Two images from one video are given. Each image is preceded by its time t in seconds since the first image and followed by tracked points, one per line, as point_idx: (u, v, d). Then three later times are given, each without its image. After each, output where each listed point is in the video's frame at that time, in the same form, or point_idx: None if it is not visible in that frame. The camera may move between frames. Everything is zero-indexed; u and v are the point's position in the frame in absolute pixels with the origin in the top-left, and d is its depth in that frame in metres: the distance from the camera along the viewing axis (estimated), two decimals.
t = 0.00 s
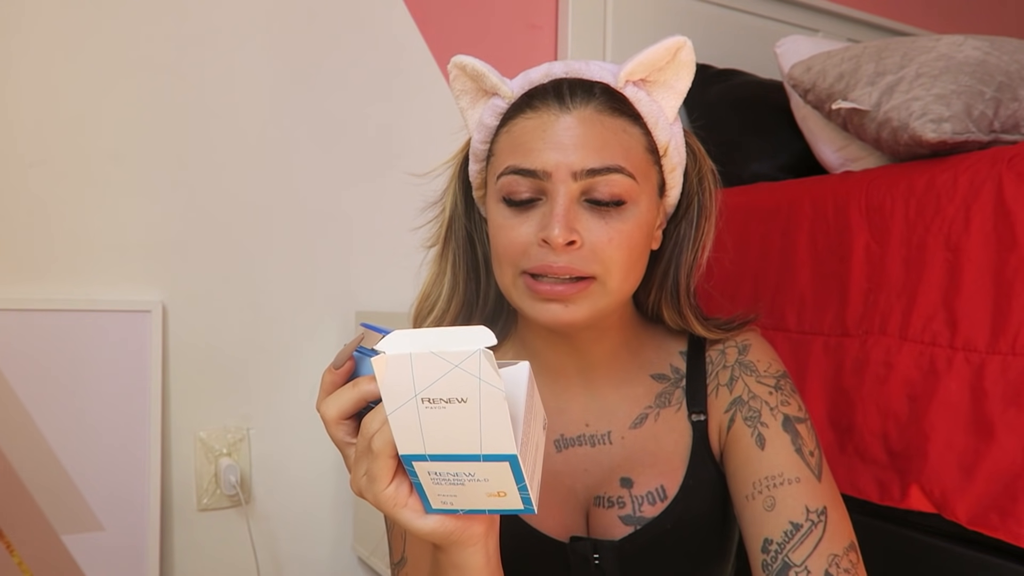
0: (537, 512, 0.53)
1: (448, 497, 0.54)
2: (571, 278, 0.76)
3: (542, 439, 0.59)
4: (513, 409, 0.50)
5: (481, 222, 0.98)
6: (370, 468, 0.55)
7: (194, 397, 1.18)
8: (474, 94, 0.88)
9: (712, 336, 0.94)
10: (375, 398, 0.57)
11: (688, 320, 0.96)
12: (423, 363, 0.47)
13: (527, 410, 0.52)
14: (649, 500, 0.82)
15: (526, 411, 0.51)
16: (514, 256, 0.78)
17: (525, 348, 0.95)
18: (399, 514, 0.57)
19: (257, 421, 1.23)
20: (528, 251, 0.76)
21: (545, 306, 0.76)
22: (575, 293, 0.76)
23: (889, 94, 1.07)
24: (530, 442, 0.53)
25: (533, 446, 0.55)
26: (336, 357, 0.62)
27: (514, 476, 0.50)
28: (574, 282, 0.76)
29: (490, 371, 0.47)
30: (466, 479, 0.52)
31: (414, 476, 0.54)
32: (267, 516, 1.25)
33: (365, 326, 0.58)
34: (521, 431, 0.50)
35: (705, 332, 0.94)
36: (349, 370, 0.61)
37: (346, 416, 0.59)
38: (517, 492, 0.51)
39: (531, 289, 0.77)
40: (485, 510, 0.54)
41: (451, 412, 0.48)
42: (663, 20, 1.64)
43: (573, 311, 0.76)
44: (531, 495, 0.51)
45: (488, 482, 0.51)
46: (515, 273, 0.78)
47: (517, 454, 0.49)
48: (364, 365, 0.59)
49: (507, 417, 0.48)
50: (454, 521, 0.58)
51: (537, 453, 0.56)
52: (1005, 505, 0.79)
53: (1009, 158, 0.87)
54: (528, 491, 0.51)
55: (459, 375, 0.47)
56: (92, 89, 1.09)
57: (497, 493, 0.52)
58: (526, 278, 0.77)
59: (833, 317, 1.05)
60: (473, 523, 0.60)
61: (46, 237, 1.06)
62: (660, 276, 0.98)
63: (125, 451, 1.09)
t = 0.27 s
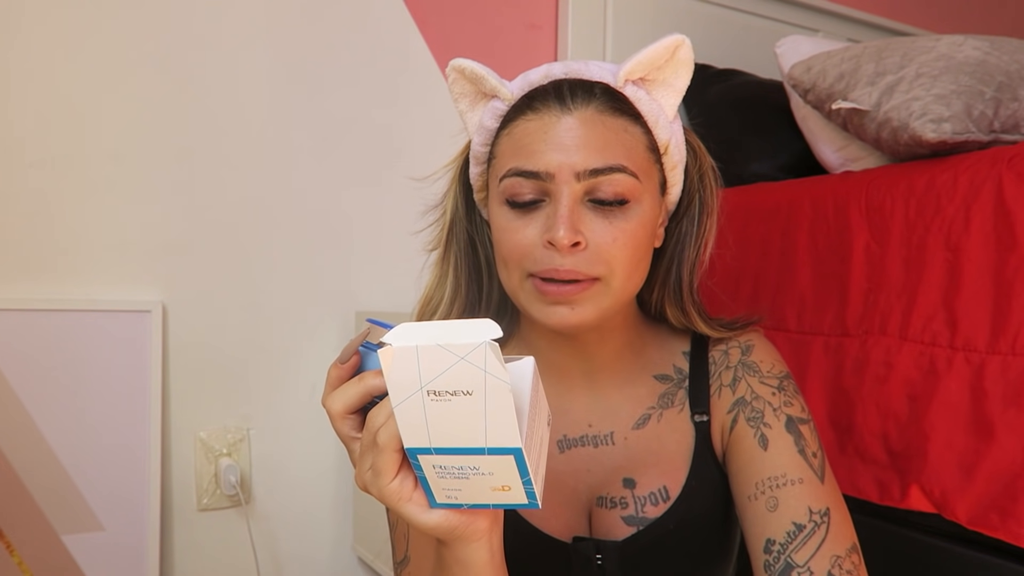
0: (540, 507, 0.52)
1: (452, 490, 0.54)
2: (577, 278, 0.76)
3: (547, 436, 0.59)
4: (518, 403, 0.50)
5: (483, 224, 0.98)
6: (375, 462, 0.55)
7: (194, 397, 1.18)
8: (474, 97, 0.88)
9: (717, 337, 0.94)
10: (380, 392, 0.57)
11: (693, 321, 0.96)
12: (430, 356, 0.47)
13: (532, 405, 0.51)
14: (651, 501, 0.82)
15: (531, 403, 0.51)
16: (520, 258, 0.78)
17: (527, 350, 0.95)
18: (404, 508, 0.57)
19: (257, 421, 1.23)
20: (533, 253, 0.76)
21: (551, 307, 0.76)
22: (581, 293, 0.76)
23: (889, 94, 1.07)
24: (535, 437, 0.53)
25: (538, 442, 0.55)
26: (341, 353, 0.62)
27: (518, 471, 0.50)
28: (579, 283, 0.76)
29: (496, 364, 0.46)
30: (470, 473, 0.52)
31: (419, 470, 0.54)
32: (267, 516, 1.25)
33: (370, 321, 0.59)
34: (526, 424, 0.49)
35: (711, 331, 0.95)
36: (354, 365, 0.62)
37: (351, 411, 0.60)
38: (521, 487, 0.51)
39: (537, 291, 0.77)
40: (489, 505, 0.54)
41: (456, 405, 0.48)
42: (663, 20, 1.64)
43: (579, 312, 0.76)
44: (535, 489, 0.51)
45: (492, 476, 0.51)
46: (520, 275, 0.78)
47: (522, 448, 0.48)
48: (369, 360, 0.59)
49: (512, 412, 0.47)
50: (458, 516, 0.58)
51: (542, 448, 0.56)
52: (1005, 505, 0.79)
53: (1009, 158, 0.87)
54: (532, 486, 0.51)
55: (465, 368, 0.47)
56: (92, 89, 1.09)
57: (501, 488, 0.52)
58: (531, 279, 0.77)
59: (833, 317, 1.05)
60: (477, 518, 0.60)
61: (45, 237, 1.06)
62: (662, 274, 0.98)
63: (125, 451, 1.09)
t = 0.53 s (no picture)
0: (542, 504, 0.53)
1: (454, 487, 0.54)
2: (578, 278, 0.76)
3: (549, 434, 0.59)
4: (521, 401, 0.50)
5: (483, 224, 0.98)
6: (377, 458, 0.55)
7: (194, 397, 1.18)
8: (474, 98, 0.88)
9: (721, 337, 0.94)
10: (382, 389, 0.57)
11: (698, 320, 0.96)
12: (433, 353, 0.47)
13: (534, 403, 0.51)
14: (653, 502, 0.82)
15: (534, 401, 0.51)
16: (520, 259, 0.78)
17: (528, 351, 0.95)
18: (406, 505, 0.57)
19: (257, 421, 1.23)
20: (533, 254, 0.76)
21: (553, 307, 0.76)
22: (582, 293, 0.76)
23: (889, 94, 1.07)
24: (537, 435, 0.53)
25: (540, 440, 0.55)
26: (344, 350, 0.63)
27: (521, 468, 0.50)
28: (580, 283, 0.76)
29: (499, 360, 0.46)
30: (472, 470, 0.52)
31: (421, 467, 0.54)
32: (267, 516, 1.25)
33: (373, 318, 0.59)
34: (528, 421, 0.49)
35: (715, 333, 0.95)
36: (358, 362, 0.62)
37: (354, 408, 0.60)
38: (523, 484, 0.51)
39: (538, 292, 0.77)
40: (491, 502, 0.54)
41: (458, 402, 0.48)
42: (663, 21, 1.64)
43: (580, 312, 0.76)
44: (537, 486, 0.51)
45: (494, 473, 0.51)
46: (521, 275, 0.78)
47: (524, 444, 0.48)
48: (372, 357, 0.59)
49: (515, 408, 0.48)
50: (459, 513, 0.59)
51: (544, 445, 0.56)
52: (1005, 505, 0.79)
53: (1009, 158, 0.87)
54: (535, 483, 0.51)
55: (468, 365, 0.47)
56: (91, 89, 1.09)
57: (503, 485, 0.52)
58: (532, 280, 0.77)
59: (833, 317, 1.05)
60: (478, 515, 0.60)
61: (45, 237, 1.06)
62: (665, 272, 0.98)
63: (124, 451, 1.09)
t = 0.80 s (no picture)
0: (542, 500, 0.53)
1: (455, 483, 0.54)
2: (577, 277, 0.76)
3: (550, 430, 0.59)
4: (521, 395, 0.50)
5: (484, 224, 0.98)
6: (378, 454, 0.55)
7: (194, 397, 1.18)
8: (473, 99, 0.88)
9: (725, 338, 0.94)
10: (383, 385, 0.57)
11: (700, 320, 0.96)
12: (434, 348, 0.47)
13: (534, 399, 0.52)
14: (654, 502, 0.82)
15: (535, 397, 0.51)
16: (520, 259, 0.78)
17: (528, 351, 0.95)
18: (406, 500, 0.57)
19: (257, 421, 1.23)
20: (533, 253, 0.76)
21: (553, 307, 0.76)
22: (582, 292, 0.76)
23: (889, 94, 1.07)
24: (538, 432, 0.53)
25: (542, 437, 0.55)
26: (346, 348, 0.64)
27: (521, 464, 0.50)
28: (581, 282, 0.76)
29: (500, 355, 0.46)
30: (473, 466, 0.52)
31: (422, 462, 0.54)
32: (266, 516, 1.25)
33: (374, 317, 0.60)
34: (529, 416, 0.50)
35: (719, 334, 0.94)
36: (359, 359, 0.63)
37: (355, 403, 0.60)
38: (524, 480, 0.52)
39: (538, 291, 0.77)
40: (492, 498, 0.55)
41: (459, 397, 0.48)
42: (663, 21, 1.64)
43: (581, 311, 0.76)
44: (537, 482, 0.51)
45: (495, 469, 0.52)
46: (521, 275, 0.78)
47: (525, 440, 0.49)
48: (373, 353, 0.59)
49: (516, 402, 0.48)
50: (460, 509, 0.59)
51: (545, 442, 0.56)
52: (1005, 505, 0.79)
53: (1009, 158, 0.87)
54: (535, 478, 0.51)
55: (468, 359, 0.47)
56: (91, 89, 1.09)
57: (504, 480, 0.53)
58: (532, 280, 0.77)
59: (833, 317, 1.05)
60: (478, 511, 0.61)
61: (45, 238, 1.06)
62: (667, 272, 0.98)
63: (124, 451, 1.09)
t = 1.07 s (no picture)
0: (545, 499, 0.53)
1: (458, 482, 0.54)
2: (578, 278, 0.76)
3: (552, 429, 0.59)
4: (524, 394, 0.50)
5: (485, 225, 0.98)
6: (381, 453, 0.55)
7: (194, 397, 1.18)
8: (473, 100, 0.88)
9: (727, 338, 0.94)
10: (387, 384, 0.57)
11: (703, 320, 0.96)
12: (439, 348, 0.47)
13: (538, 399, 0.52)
14: (656, 503, 0.82)
15: (538, 396, 0.51)
16: (521, 261, 0.78)
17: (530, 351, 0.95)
18: (409, 499, 0.57)
19: (257, 421, 1.23)
20: (534, 255, 0.76)
21: (555, 308, 0.76)
22: (584, 293, 0.76)
23: (889, 94, 1.07)
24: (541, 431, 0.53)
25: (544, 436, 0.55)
26: (349, 345, 0.64)
27: (524, 463, 0.50)
28: (582, 284, 0.76)
29: (503, 354, 0.46)
30: (476, 465, 0.52)
31: (425, 461, 0.54)
32: (266, 516, 1.25)
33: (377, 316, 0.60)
34: (532, 416, 0.50)
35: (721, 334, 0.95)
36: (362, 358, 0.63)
37: (358, 402, 0.60)
38: (527, 479, 0.52)
39: (540, 292, 0.77)
40: (495, 497, 0.54)
41: (463, 396, 0.48)
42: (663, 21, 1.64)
43: (582, 312, 0.76)
44: (540, 481, 0.51)
45: (499, 467, 0.52)
46: (522, 276, 0.78)
47: (528, 440, 0.49)
48: (376, 353, 0.59)
49: (519, 402, 0.48)
50: (463, 508, 0.59)
51: (548, 441, 0.56)
52: (1005, 505, 0.79)
53: (1009, 158, 0.87)
54: (538, 478, 0.51)
55: (473, 359, 0.47)
56: (91, 89, 1.09)
57: (507, 479, 0.53)
58: (534, 281, 0.77)
59: (833, 317, 1.05)
60: (482, 510, 0.61)
61: (45, 238, 1.06)
62: (669, 272, 0.98)
63: (124, 451, 1.09)
